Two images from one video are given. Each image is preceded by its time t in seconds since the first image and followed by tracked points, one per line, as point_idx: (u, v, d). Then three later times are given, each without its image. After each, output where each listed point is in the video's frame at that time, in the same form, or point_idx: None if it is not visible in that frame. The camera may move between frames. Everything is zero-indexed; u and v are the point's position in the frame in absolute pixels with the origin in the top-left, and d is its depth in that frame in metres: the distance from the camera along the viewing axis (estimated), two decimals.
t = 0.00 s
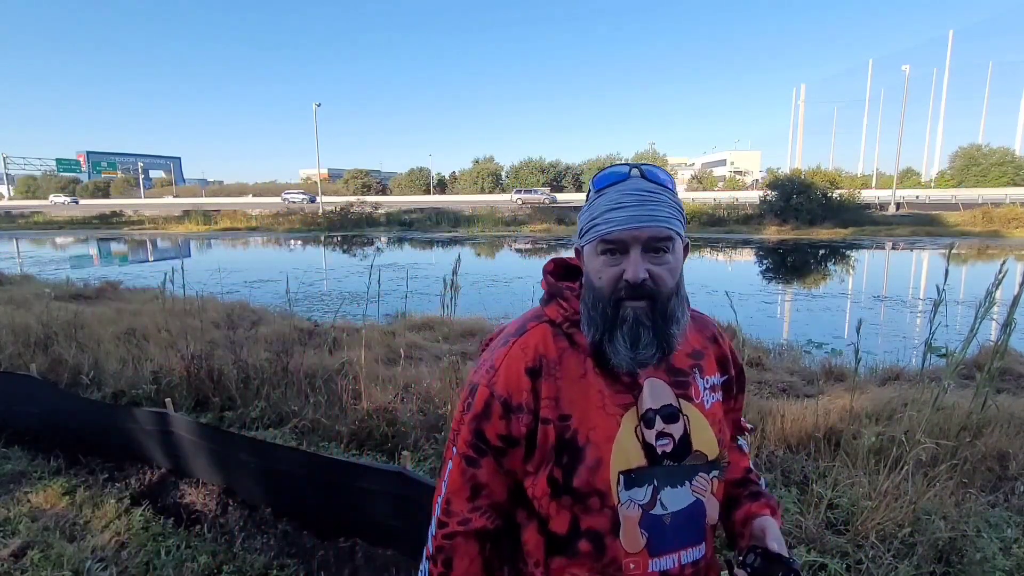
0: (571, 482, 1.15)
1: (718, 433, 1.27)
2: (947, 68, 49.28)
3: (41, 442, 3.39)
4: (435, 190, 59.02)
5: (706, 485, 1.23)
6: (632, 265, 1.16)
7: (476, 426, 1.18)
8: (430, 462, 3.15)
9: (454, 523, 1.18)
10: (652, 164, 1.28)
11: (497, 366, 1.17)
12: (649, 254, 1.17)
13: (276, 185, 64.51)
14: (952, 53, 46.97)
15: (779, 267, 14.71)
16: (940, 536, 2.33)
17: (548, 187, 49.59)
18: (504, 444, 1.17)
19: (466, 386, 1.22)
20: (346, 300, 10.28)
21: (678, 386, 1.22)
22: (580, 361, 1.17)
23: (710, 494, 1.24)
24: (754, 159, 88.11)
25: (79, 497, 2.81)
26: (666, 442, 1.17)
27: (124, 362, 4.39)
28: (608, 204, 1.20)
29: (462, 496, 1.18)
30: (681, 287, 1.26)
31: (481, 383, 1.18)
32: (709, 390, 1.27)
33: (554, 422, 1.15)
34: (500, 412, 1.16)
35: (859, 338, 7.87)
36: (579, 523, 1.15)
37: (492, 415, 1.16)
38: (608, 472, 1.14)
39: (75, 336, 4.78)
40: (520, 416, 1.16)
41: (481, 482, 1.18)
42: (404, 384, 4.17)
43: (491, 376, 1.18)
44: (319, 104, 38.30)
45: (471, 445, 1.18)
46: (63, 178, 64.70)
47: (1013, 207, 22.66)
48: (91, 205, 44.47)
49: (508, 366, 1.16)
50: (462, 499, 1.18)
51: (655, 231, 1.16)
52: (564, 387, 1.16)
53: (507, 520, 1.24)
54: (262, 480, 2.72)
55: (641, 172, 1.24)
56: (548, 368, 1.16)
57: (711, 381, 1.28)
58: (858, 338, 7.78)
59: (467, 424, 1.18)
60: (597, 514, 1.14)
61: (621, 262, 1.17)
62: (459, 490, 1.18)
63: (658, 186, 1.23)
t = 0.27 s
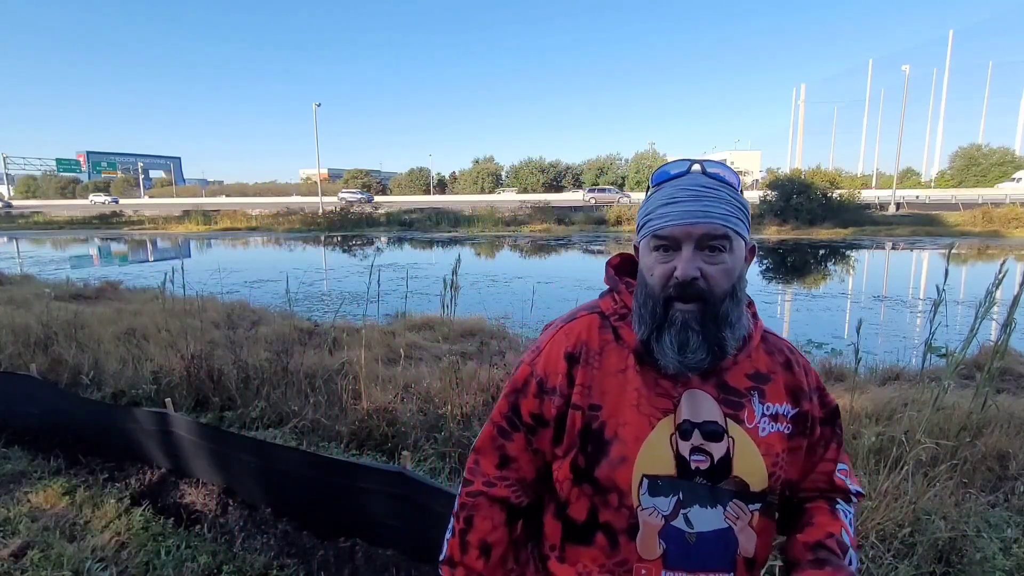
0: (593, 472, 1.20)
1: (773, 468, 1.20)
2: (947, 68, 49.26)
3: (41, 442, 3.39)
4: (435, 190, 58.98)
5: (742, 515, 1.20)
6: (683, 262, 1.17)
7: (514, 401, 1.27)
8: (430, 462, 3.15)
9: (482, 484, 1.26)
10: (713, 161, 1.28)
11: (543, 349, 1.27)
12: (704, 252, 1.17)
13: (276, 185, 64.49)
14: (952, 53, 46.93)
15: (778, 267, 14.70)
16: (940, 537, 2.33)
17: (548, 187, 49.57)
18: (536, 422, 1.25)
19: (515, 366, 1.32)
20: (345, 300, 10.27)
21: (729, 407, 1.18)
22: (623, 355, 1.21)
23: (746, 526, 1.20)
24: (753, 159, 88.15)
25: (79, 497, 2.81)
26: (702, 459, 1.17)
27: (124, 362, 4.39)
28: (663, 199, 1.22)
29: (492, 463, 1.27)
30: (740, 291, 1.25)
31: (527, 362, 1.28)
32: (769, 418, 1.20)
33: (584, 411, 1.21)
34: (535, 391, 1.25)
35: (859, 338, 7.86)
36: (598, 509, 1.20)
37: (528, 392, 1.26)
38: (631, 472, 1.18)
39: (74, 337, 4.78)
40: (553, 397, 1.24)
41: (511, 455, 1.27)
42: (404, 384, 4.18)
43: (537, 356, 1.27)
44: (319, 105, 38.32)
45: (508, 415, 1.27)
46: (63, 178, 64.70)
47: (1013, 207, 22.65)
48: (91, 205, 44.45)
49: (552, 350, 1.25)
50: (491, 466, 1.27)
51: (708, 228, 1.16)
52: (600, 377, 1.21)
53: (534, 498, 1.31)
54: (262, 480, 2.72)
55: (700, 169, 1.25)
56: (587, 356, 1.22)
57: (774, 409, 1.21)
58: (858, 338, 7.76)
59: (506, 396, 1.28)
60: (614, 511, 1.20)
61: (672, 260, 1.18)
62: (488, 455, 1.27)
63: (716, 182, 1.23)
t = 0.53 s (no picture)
0: (588, 484, 1.20)
1: (777, 477, 1.19)
2: (947, 68, 49.25)
3: (41, 442, 3.39)
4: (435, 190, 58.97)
5: (745, 528, 1.19)
6: (681, 272, 1.17)
7: (510, 413, 1.31)
8: (430, 462, 3.15)
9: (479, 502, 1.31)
10: (693, 159, 1.28)
11: (535, 361, 1.30)
12: (699, 258, 1.18)
13: (276, 185, 64.49)
14: (952, 53, 46.89)
15: (778, 267, 14.70)
16: (940, 536, 2.33)
17: (548, 187, 49.56)
18: (530, 434, 1.28)
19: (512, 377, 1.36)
20: (345, 300, 10.27)
21: (730, 414, 1.18)
22: (616, 363, 1.22)
23: (751, 540, 1.19)
24: (753, 159, 88.16)
25: (79, 497, 2.81)
26: (701, 469, 1.17)
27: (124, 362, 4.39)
28: (650, 208, 1.21)
29: (489, 478, 1.31)
30: (740, 291, 1.25)
31: (522, 374, 1.32)
32: (774, 425, 1.19)
33: (576, 421, 1.21)
34: (529, 403, 1.28)
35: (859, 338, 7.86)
36: (592, 520, 1.21)
37: (522, 404, 1.29)
38: (627, 482, 1.18)
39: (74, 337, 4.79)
40: (545, 408, 1.26)
41: (509, 469, 1.30)
42: (404, 384, 4.17)
43: (529, 368, 1.31)
44: (319, 105, 38.34)
45: (505, 428, 1.31)
46: (63, 178, 64.71)
47: (1013, 207, 22.66)
48: (91, 205, 44.47)
49: (542, 362, 1.28)
50: (489, 481, 1.31)
51: (702, 233, 1.16)
52: (592, 386, 1.22)
53: (537, 511, 1.34)
54: (262, 480, 2.72)
55: (682, 171, 1.25)
56: (579, 365, 1.23)
57: (780, 415, 1.19)
58: (858, 338, 7.76)
59: (502, 408, 1.32)
60: (610, 523, 1.20)
61: (668, 269, 1.18)
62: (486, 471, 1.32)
63: (701, 182, 1.24)
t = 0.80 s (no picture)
0: (545, 517, 1.17)
1: (744, 473, 1.19)
2: (947, 68, 49.26)
3: (41, 442, 3.39)
4: (435, 190, 58.98)
5: (719, 534, 1.18)
6: (632, 281, 1.15)
7: (454, 448, 1.29)
8: (430, 462, 3.16)
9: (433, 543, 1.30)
10: (634, 159, 1.27)
11: (473, 391, 1.27)
12: (648, 267, 1.16)
13: (276, 185, 64.51)
14: (951, 53, 46.90)
15: (778, 267, 14.72)
16: (940, 536, 2.33)
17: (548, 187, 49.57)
18: (478, 465, 1.26)
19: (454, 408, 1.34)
20: (345, 300, 10.28)
21: (688, 415, 1.17)
22: (561, 383, 1.19)
23: (726, 545, 1.19)
24: (753, 160, 88.30)
25: (79, 497, 2.81)
26: (666, 479, 1.14)
27: (124, 362, 4.39)
28: (594, 214, 1.19)
29: (441, 517, 1.30)
30: (689, 295, 1.25)
31: (463, 404, 1.29)
32: (733, 419, 1.19)
33: (524, 452, 1.18)
34: (472, 434, 1.26)
35: (859, 338, 7.87)
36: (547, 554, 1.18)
37: (466, 437, 1.27)
38: (588, 509, 1.14)
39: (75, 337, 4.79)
40: (489, 439, 1.23)
41: (460, 505, 1.30)
42: (404, 384, 4.17)
43: (468, 399, 1.28)
44: (319, 105, 38.35)
45: (450, 464, 1.29)
46: (63, 178, 64.71)
47: (1013, 207, 22.68)
48: (91, 205, 44.47)
49: (481, 391, 1.25)
50: (441, 520, 1.30)
51: (651, 239, 1.15)
52: (538, 412, 1.18)
53: (495, 541, 1.34)
54: (262, 480, 2.72)
55: (623, 173, 1.24)
56: (521, 389, 1.20)
57: (737, 408, 1.20)
58: (858, 338, 7.77)
59: (446, 442, 1.30)
60: (576, 556, 1.16)
61: (618, 279, 1.16)
62: (435, 511, 1.31)
63: (644, 183, 1.23)
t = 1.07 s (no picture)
0: (500, 542, 1.13)
1: (700, 469, 1.21)
2: (946, 68, 49.26)
3: (41, 442, 3.39)
4: (435, 190, 58.99)
5: (682, 536, 1.20)
6: (599, 276, 1.12)
7: (396, 477, 1.22)
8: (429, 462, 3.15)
9: None
10: (580, 143, 1.24)
11: (410, 415, 1.21)
12: (612, 259, 1.16)
13: (276, 185, 64.49)
14: (951, 53, 46.90)
15: (778, 267, 14.72)
16: (940, 537, 2.32)
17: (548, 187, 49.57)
18: (425, 493, 1.20)
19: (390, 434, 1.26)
20: (346, 300, 10.28)
21: (641, 416, 1.16)
22: (506, 398, 1.16)
23: (689, 546, 1.21)
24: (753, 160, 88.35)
25: (79, 497, 2.81)
26: (624, 487, 1.14)
27: (124, 362, 4.39)
28: (550, 205, 1.14)
29: (392, 551, 1.24)
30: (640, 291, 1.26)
31: (401, 429, 1.22)
32: (687, 415, 1.20)
33: (472, 474, 1.14)
34: (415, 461, 1.20)
35: (859, 338, 7.87)
36: None
37: (408, 464, 1.20)
38: (544, 530, 1.11)
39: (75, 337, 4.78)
40: (435, 464, 1.17)
41: (411, 536, 1.23)
42: (404, 384, 4.16)
43: (405, 425, 1.21)
44: (319, 105, 38.38)
45: (393, 494, 1.23)
46: (63, 178, 64.73)
47: (1013, 207, 22.69)
48: (91, 205, 44.48)
49: (420, 415, 1.19)
50: (392, 555, 1.24)
51: (613, 229, 1.14)
52: (484, 430, 1.15)
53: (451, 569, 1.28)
54: (262, 480, 2.72)
55: (574, 160, 1.20)
56: (464, 407, 1.16)
57: (689, 403, 1.21)
58: (858, 338, 7.78)
59: (386, 471, 1.23)
60: None
61: (583, 276, 1.13)
62: (385, 546, 1.24)
63: (596, 168, 1.21)
